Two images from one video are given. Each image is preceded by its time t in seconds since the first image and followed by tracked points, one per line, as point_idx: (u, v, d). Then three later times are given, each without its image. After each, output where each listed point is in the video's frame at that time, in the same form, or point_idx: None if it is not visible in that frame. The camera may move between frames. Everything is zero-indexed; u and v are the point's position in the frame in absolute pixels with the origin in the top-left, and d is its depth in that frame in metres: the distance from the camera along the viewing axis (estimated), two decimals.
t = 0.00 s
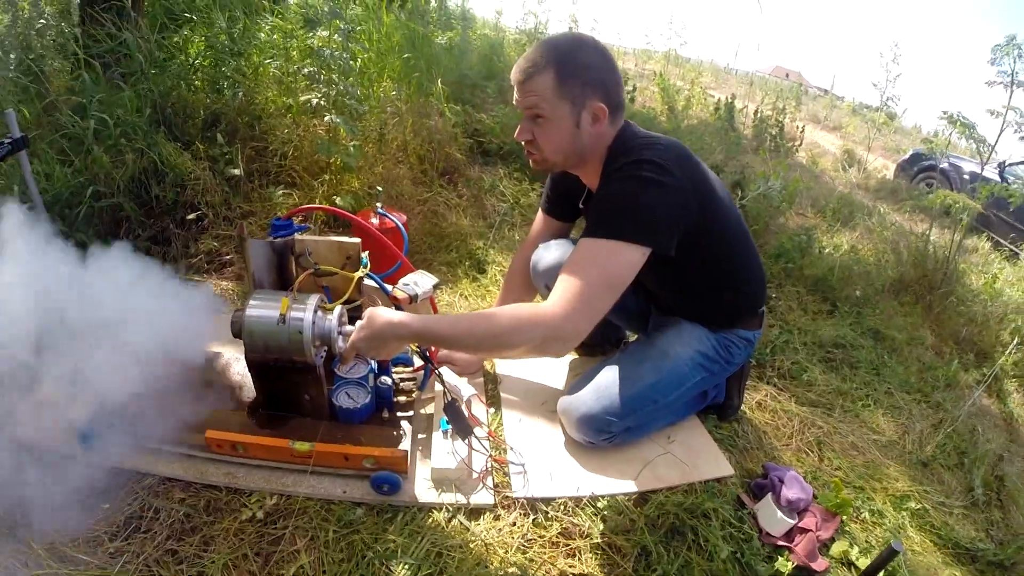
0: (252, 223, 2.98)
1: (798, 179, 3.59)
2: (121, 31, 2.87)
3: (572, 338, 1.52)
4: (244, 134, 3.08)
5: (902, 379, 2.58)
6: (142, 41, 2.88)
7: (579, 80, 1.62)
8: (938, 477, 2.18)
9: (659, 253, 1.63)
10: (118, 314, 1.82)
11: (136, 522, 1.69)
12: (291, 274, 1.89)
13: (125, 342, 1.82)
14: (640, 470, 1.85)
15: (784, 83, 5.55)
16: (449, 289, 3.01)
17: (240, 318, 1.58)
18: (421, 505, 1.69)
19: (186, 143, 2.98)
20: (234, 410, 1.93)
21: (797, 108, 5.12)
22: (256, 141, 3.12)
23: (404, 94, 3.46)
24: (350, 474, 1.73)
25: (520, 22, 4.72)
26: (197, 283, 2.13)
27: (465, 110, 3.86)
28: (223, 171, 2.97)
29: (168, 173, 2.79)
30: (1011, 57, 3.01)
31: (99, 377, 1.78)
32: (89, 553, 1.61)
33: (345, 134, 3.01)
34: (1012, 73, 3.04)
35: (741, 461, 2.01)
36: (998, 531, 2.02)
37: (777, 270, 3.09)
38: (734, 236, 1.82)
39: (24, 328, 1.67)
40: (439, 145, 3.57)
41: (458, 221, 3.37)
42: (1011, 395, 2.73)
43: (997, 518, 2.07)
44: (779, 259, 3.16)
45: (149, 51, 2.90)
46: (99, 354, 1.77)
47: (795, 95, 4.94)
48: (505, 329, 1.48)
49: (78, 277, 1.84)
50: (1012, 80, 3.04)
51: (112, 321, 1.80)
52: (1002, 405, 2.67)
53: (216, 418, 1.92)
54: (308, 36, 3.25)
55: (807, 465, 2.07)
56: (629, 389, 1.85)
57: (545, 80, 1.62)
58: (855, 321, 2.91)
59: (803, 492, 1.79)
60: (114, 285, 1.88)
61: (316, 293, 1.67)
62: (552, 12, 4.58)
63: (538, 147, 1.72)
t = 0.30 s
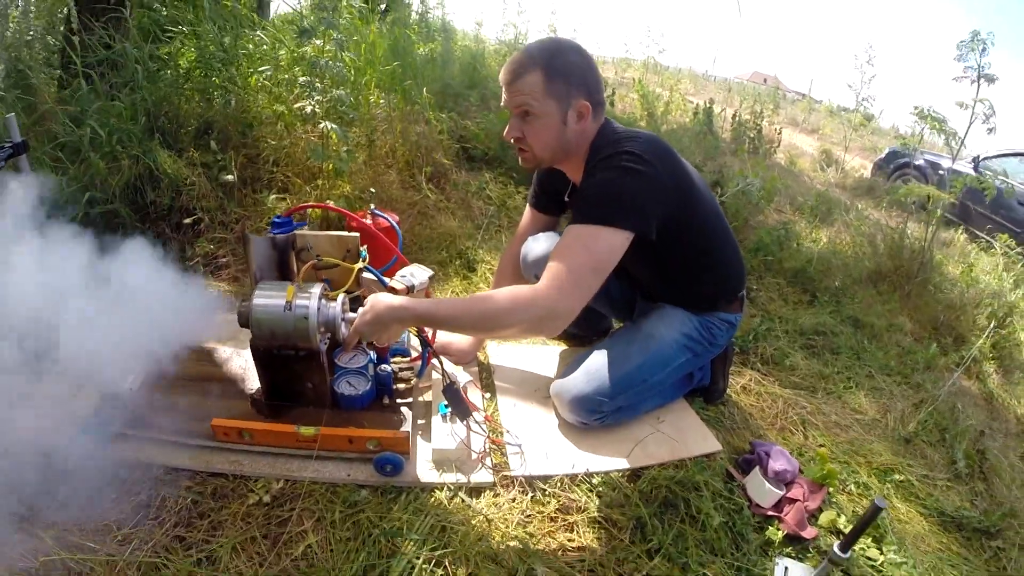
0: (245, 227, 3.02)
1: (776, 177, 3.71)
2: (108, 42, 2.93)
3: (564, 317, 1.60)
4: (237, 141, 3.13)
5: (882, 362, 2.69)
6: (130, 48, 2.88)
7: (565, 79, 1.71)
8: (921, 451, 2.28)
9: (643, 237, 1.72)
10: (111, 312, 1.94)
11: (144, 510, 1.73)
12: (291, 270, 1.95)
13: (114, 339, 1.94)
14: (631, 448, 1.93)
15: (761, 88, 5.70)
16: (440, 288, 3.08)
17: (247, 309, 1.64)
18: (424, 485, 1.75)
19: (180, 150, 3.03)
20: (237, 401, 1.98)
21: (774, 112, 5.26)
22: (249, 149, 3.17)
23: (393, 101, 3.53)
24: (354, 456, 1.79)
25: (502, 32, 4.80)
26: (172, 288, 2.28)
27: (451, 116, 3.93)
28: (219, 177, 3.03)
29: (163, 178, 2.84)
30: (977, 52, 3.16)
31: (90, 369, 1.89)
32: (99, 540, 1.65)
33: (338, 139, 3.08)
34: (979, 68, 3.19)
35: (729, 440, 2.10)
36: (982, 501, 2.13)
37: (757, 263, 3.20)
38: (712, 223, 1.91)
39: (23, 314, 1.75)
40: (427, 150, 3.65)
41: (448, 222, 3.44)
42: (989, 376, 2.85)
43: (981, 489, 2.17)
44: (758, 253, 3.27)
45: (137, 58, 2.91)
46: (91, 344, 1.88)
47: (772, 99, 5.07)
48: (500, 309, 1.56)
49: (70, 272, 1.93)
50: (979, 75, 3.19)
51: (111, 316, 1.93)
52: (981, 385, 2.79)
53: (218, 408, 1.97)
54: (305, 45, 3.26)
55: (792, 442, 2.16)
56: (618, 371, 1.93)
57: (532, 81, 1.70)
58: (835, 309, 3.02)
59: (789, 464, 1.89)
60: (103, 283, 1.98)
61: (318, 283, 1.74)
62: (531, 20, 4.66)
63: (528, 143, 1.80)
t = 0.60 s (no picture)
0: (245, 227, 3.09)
1: (765, 188, 3.80)
2: (113, 45, 2.98)
3: (555, 311, 1.67)
4: (239, 145, 3.19)
5: (867, 366, 2.77)
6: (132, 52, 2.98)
7: (556, 90, 1.79)
8: (903, 451, 2.35)
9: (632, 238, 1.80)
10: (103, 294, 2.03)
11: (147, 494, 1.79)
12: (296, 266, 2.02)
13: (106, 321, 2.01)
14: (619, 442, 2.01)
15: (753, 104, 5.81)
16: (436, 290, 3.15)
17: (255, 300, 1.70)
18: (420, 473, 1.82)
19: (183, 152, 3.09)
20: (238, 390, 2.03)
21: (765, 126, 5.37)
22: (251, 154, 3.24)
23: (392, 109, 3.62)
24: (354, 443, 1.85)
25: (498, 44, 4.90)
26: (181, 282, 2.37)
27: (448, 125, 4.02)
28: (221, 179, 3.09)
29: (168, 179, 2.91)
30: (962, 67, 3.27)
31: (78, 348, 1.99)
32: (103, 523, 1.70)
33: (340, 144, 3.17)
34: (963, 83, 3.31)
35: (714, 438, 2.18)
36: (964, 498, 2.19)
37: (744, 271, 3.28)
38: (698, 226, 2.00)
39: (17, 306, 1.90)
40: (426, 157, 3.73)
41: (445, 227, 3.52)
42: (973, 381, 2.93)
43: (963, 486, 2.24)
44: (745, 261, 3.34)
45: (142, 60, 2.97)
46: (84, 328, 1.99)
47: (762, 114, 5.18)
48: (496, 302, 1.63)
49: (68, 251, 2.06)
50: (962, 90, 3.31)
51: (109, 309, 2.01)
52: (965, 390, 2.87)
53: (219, 397, 2.01)
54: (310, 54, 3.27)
55: (777, 440, 2.24)
56: (607, 367, 2.00)
57: (525, 93, 1.78)
58: (820, 316, 3.10)
59: (772, 458, 1.97)
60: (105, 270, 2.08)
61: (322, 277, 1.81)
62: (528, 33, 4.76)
63: (523, 152, 1.87)
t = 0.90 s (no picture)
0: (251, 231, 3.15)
1: (760, 198, 3.87)
2: (118, 51, 3.08)
3: (554, 312, 1.75)
4: (246, 150, 3.29)
5: (858, 372, 2.84)
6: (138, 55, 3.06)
7: (556, 103, 1.88)
8: (893, 453, 2.42)
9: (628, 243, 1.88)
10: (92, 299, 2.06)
11: (158, 483, 1.87)
12: (306, 267, 2.09)
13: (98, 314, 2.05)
14: (615, 440, 2.08)
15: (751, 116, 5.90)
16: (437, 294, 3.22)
17: (268, 298, 1.78)
18: (424, 466, 1.90)
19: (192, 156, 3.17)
20: (246, 385, 2.10)
21: (762, 138, 5.46)
22: (258, 158, 3.33)
23: (396, 118, 3.71)
24: (360, 437, 1.93)
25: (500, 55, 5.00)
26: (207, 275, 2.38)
27: (451, 134, 4.11)
28: (229, 183, 3.17)
29: (178, 181, 2.99)
30: (948, 80, 3.37)
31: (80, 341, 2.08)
32: (117, 511, 1.77)
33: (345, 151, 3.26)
34: (951, 95, 3.40)
35: (707, 438, 2.25)
36: (953, 498, 2.25)
37: (739, 279, 3.35)
38: (692, 233, 2.08)
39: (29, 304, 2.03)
40: (429, 165, 3.81)
41: (448, 233, 3.60)
42: (964, 387, 2.99)
43: (952, 488, 2.30)
44: (740, 270, 3.42)
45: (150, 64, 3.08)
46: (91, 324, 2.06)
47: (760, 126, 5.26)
48: (498, 302, 1.70)
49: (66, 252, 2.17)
50: (951, 102, 3.39)
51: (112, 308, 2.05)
52: (956, 396, 2.93)
53: (228, 392, 2.08)
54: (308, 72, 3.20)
55: (769, 441, 2.31)
56: (604, 367, 2.08)
57: (526, 105, 1.87)
58: (814, 323, 3.18)
59: (763, 457, 2.05)
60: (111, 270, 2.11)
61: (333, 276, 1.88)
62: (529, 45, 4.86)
63: (525, 161, 1.96)
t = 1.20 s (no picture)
0: (277, 221, 3.28)
1: (775, 194, 3.90)
2: (143, 47, 3.12)
3: (574, 299, 1.83)
4: (270, 144, 3.37)
5: (871, 366, 2.89)
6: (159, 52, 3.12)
7: (578, 97, 1.95)
8: (904, 445, 2.46)
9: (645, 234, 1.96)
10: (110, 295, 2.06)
11: (192, 461, 1.95)
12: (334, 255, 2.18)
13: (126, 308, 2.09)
14: (631, 426, 2.16)
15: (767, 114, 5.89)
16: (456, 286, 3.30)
17: (302, 284, 1.87)
18: (448, 447, 2.01)
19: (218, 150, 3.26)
20: (276, 369, 2.20)
21: (778, 136, 5.46)
22: (283, 154, 3.42)
23: (415, 115, 3.78)
24: (387, 419, 2.04)
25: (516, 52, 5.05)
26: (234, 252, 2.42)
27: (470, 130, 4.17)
28: (255, 177, 3.27)
29: (205, 174, 3.07)
30: (964, 79, 3.39)
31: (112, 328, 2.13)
32: (154, 487, 1.85)
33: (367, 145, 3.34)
34: (967, 94, 3.42)
35: (720, 425, 2.32)
36: (961, 490, 2.30)
37: (752, 273, 3.40)
38: (708, 224, 2.15)
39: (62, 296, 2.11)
40: (447, 161, 3.89)
41: (467, 226, 3.66)
42: (976, 383, 3.03)
43: (961, 479, 2.35)
44: (755, 264, 3.46)
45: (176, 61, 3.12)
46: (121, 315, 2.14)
47: (777, 123, 5.27)
48: (520, 289, 1.78)
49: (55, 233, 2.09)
50: (967, 100, 3.41)
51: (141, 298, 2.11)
52: (968, 392, 2.97)
53: (258, 377, 2.18)
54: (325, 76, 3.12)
55: (780, 430, 2.37)
56: (621, 354, 2.15)
57: (551, 100, 1.93)
58: (827, 317, 3.22)
59: (774, 443, 2.11)
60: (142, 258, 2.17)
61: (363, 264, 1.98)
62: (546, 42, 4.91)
63: (549, 154, 2.02)
